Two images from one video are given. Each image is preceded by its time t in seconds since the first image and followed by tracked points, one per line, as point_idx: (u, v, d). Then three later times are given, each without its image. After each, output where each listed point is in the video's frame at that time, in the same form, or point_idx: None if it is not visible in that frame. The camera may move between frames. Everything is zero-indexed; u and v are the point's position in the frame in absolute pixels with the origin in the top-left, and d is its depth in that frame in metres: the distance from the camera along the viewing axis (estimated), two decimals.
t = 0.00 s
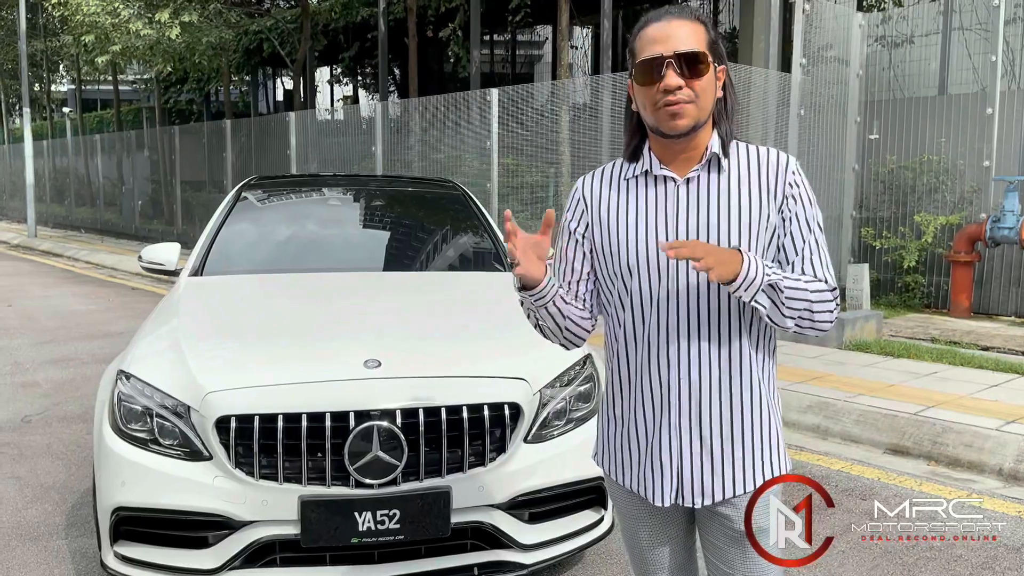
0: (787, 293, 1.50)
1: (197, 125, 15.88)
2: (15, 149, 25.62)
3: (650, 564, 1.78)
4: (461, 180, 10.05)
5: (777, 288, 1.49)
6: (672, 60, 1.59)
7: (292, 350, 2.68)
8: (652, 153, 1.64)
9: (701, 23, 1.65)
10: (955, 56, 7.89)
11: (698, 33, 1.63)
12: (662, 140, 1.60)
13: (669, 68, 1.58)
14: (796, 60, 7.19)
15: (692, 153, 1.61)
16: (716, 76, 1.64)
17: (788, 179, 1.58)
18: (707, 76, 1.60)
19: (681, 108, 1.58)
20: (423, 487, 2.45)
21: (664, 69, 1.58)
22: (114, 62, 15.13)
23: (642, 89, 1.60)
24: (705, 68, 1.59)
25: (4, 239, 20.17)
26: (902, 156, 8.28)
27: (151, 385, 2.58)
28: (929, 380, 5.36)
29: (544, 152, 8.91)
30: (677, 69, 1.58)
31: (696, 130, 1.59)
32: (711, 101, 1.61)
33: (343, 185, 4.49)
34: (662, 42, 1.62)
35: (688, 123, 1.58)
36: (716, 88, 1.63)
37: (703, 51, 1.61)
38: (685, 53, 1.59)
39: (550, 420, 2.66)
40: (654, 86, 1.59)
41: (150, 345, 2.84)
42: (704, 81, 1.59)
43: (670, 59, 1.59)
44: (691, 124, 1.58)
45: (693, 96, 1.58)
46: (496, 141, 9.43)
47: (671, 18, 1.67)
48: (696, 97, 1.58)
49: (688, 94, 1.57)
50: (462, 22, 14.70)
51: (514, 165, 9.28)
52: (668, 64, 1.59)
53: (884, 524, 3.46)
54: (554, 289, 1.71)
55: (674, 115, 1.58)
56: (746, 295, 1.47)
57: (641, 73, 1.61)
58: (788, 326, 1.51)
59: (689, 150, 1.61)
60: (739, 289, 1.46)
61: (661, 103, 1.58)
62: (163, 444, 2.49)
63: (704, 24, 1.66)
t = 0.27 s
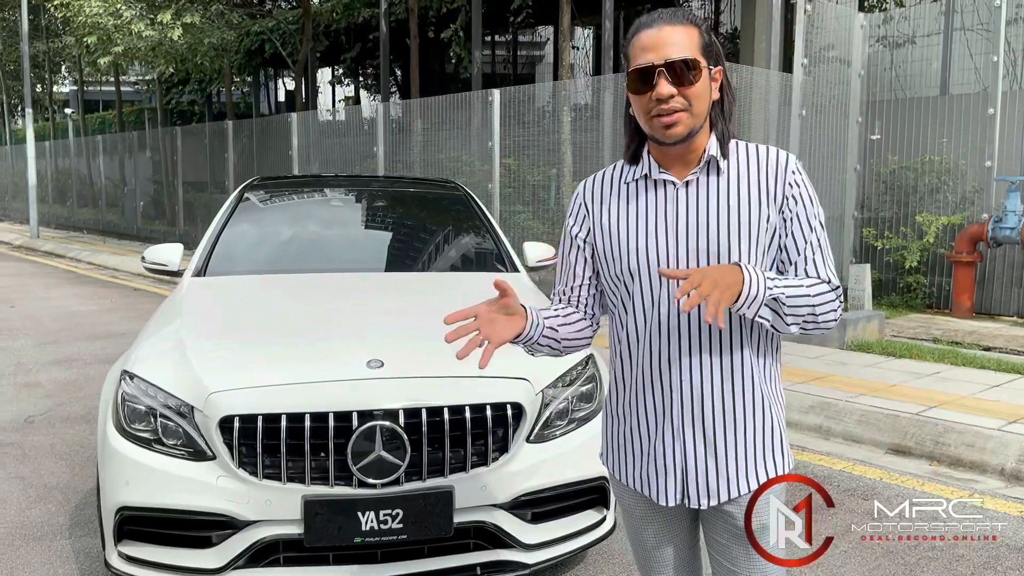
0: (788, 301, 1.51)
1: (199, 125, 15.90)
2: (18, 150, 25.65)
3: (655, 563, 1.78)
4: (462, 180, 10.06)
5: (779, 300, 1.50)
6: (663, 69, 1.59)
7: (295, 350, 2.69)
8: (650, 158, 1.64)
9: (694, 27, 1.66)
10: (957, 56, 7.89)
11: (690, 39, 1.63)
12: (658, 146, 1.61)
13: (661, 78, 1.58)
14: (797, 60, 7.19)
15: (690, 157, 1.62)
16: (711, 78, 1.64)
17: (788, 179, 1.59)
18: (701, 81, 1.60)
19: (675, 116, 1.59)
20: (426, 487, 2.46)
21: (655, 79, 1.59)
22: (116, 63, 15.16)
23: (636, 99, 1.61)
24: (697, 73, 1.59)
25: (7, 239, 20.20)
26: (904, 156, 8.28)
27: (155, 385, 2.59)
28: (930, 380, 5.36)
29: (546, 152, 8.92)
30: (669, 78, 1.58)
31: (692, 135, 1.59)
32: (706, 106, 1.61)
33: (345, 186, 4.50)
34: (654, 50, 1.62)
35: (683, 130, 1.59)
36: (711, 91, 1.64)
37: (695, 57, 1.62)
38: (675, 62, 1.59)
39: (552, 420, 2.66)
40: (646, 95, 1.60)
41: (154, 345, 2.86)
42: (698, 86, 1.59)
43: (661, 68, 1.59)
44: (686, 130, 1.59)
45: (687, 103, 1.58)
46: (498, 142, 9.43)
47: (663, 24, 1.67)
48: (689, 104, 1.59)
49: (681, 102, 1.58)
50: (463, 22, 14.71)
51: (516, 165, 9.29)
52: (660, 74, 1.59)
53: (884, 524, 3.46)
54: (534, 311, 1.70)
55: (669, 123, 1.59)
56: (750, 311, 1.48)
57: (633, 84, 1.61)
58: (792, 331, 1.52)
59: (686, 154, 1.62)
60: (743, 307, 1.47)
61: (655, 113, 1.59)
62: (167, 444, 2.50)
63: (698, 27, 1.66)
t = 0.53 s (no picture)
0: (790, 301, 1.51)
1: (202, 126, 15.93)
2: (21, 151, 25.70)
3: (656, 561, 1.79)
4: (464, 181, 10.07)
5: (781, 301, 1.50)
6: (668, 67, 1.60)
7: (298, 350, 2.70)
8: (653, 157, 1.65)
9: (698, 26, 1.66)
10: (959, 56, 7.90)
11: (694, 38, 1.64)
12: (661, 146, 1.62)
13: (665, 77, 1.59)
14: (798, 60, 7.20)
15: (691, 157, 1.63)
16: (714, 79, 1.65)
17: (789, 179, 1.59)
18: (703, 81, 1.61)
19: (678, 115, 1.60)
20: (429, 486, 2.46)
21: (659, 77, 1.60)
22: (119, 64, 15.18)
23: (640, 96, 1.62)
24: (701, 74, 1.60)
25: (10, 240, 20.24)
26: (906, 156, 8.28)
27: (159, 384, 2.60)
28: (932, 380, 5.36)
29: (548, 152, 8.93)
30: (672, 77, 1.59)
31: (694, 135, 1.60)
32: (708, 106, 1.62)
33: (347, 187, 4.51)
34: (658, 49, 1.63)
35: (686, 129, 1.60)
36: (714, 92, 1.64)
37: (700, 57, 1.62)
38: (680, 60, 1.60)
39: (555, 420, 2.67)
40: (650, 93, 1.60)
41: (158, 345, 2.87)
42: (700, 87, 1.60)
43: (665, 67, 1.60)
44: (689, 130, 1.60)
45: (689, 103, 1.59)
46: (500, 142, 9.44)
47: (668, 23, 1.67)
48: (692, 104, 1.59)
49: (684, 102, 1.59)
50: (465, 23, 14.73)
51: (518, 165, 9.29)
52: (663, 72, 1.60)
53: (884, 523, 3.47)
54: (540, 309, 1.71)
55: (671, 122, 1.60)
56: (752, 311, 1.49)
57: (638, 81, 1.63)
58: (793, 332, 1.52)
59: (689, 153, 1.63)
60: (746, 306, 1.48)
61: (658, 111, 1.60)
62: (171, 443, 2.51)
63: (703, 27, 1.67)
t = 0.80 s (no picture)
0: (797, 301, 1.52)
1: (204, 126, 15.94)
2: (23, 152, 25.72)
3: (655, 559, 1.79)
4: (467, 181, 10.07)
5: (788, 301, 1.51)
6: (676, 63, 1.61)
7: (301, 350, 2.71)
8: (657, 154, 1.66)
9: (708, 26, 1.67)
10: (962, 56, 7.89)
11: (704, 37, 1.65)
12: (666, 142, 1.62)
13: (673, 72, 1.60)
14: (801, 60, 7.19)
15: (695, 156, 1.63)
16: (721, 80, 1.66)
17: (792, 181, 1.60)
18: (711, 80, 1.61)
19: (684, 112, 1.60)
20: (432, 486, 2.47)
21: (666, 72, 1.61)
22: (121, 65, 15.19)
23: (647, 91, 1.63)
24: (709, 72, 1.61)
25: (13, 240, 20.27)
26: (909, 156, 8.28)
27: (163, 384, 2.61)
28: (935, 381, 5.36)
29: (551, 153, 8.93)
30: (681, 73, 1.60)
31: (699, 133, 1.61)
32: (714, 106, 1.62)
33: (350, 187, 4.51)
34: (667, 45, 1.64)
35: (690, 126, 1.60)
36: (720, 92, 1.65)
37: (708, 56, 1.63)
38: (689, 57, 1.61)
39: (558, 420, 2.67)
40: (656, 88, 1.61)
41: (161, 345, 2.87)
42: (708, 85, 1.61)
43: (674, 62, 1.61)
44: (694, 127, 1.60)
45: (695, 100, 1.60)
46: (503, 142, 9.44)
47: (678, 21, 1.68)
48: (698, 101, 1.60)
49: (690, 98, 1.59)
50: (468, 23, 14.72)
51: (521, 166, 9.29)
52: (672, 68, 1.61)
53: (885, 523, 3.47)
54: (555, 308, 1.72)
55: (677, 119, 1.60)
56: (761, 311, 1.48)
57: (645, 76, 1.63)
58: (797, 332, 1.53)
59: (693, 152, 1.63)
60: (756, 306, 1.48)
61: (664, 107, 1.61)
62: (175, 443, 2.52)
63: (712, 28, 1.68)
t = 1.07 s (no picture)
0: (813, 298, 1.53)
1: (207, 127, 15.96)
2: (27, 152, 25.78)
3: (658, 560, 1.79)
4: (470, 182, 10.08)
5: (806, 299, 1.52)
6: (686, 63, 1.61)
7: (304, 350, 2.71)
8: (663, 154, 1.66)
9: (717, 27, 1.67)
10: (965, 56, 7.89)
11: (713, 38, 1.65)
12: (672, 142, 1.63)
13: (682, 72, 1.60)
14: (804, 61, 7.18)
15: (701, 156, 1.64)
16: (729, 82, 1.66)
17: (797, 183, 1.61)
18: (719, 81, 1.62)
19: (692, 112, 1.61)
20: (435, 487, 2.48)
21: (677, 72, 1.61)
22: (125, 66, 15.22)
23: (655, 90, 1.63)
24: (718, 73, 1.61)
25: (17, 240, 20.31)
26: (912, 157, 8.27)
27: (167, 385, 2.62)
28: (938, 381, 5.35)
29: (553, 153, 8.94)
30: (691, 73, 1.60)
31: (706, 134, 1.61)
32: (722, 107, 1.63)
33: (353, 188, 4.53)
34: (677, 45, 1.64)
35: (698, 127, 1.61)
36: (728, 94, 1.65)
37: (718, 57, 1.63)
38: (698, 58, 1.61)
39: (561, 420, 2.68)
40: (665, 88, 1.61)
41: (165, 346, 2.88)
42: (717, 86, 1.61)
43: (684, 62, 1.61)
44: (701, 128, 1.61)
45: (704, 101, 1.60)
46: (506, 143, 9.45)
47: (688, 21, 1.69)
48: (707, 102, 1.60)
49: (699, 99, 1.59)
50: (471, 24, 14.73)
51: (523, 167, 9.30)
52: (682, 68, 1.61)
53: (884, 523, 3.47)
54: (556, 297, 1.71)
55: (685, 119, 1.61)
56: (780, 308, 1.50)
57: (654, 75, 1.64)
58: (808, 333, 1.54)
59: (699, 153, 1.63)
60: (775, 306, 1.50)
61: (672, 107, 1.61)
62: (179, 443, 2.53)
63: (721, 29, 1.68)
